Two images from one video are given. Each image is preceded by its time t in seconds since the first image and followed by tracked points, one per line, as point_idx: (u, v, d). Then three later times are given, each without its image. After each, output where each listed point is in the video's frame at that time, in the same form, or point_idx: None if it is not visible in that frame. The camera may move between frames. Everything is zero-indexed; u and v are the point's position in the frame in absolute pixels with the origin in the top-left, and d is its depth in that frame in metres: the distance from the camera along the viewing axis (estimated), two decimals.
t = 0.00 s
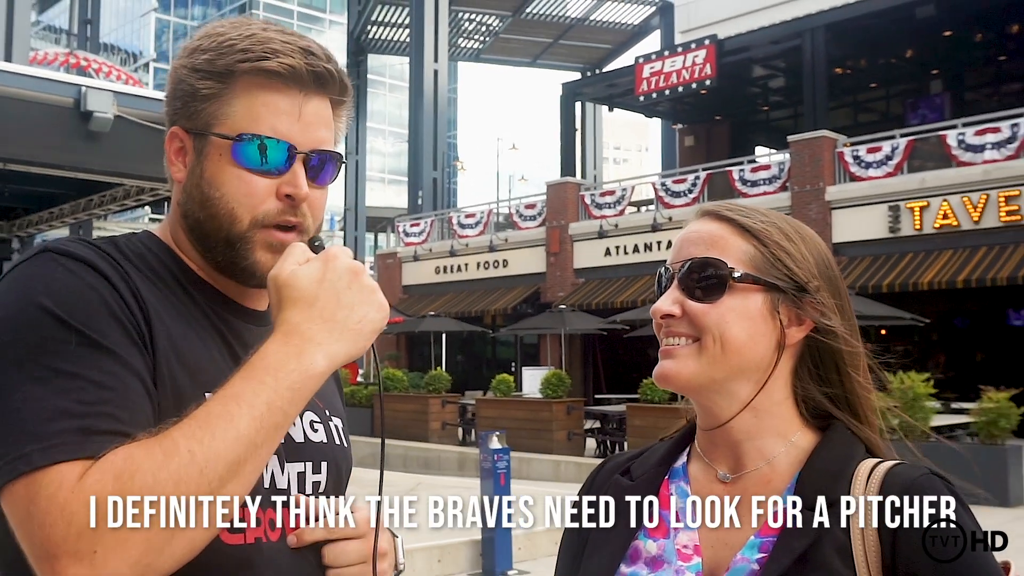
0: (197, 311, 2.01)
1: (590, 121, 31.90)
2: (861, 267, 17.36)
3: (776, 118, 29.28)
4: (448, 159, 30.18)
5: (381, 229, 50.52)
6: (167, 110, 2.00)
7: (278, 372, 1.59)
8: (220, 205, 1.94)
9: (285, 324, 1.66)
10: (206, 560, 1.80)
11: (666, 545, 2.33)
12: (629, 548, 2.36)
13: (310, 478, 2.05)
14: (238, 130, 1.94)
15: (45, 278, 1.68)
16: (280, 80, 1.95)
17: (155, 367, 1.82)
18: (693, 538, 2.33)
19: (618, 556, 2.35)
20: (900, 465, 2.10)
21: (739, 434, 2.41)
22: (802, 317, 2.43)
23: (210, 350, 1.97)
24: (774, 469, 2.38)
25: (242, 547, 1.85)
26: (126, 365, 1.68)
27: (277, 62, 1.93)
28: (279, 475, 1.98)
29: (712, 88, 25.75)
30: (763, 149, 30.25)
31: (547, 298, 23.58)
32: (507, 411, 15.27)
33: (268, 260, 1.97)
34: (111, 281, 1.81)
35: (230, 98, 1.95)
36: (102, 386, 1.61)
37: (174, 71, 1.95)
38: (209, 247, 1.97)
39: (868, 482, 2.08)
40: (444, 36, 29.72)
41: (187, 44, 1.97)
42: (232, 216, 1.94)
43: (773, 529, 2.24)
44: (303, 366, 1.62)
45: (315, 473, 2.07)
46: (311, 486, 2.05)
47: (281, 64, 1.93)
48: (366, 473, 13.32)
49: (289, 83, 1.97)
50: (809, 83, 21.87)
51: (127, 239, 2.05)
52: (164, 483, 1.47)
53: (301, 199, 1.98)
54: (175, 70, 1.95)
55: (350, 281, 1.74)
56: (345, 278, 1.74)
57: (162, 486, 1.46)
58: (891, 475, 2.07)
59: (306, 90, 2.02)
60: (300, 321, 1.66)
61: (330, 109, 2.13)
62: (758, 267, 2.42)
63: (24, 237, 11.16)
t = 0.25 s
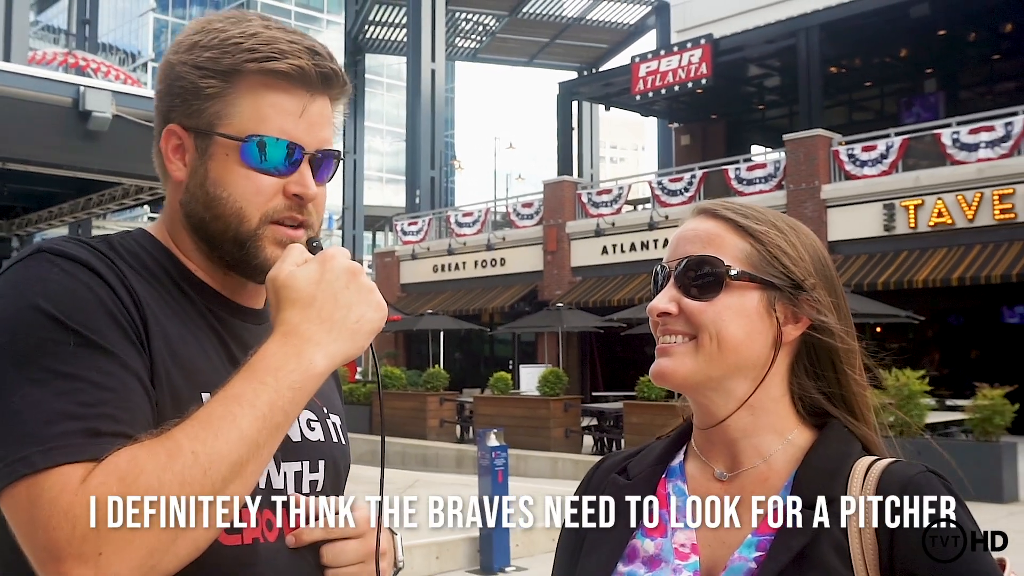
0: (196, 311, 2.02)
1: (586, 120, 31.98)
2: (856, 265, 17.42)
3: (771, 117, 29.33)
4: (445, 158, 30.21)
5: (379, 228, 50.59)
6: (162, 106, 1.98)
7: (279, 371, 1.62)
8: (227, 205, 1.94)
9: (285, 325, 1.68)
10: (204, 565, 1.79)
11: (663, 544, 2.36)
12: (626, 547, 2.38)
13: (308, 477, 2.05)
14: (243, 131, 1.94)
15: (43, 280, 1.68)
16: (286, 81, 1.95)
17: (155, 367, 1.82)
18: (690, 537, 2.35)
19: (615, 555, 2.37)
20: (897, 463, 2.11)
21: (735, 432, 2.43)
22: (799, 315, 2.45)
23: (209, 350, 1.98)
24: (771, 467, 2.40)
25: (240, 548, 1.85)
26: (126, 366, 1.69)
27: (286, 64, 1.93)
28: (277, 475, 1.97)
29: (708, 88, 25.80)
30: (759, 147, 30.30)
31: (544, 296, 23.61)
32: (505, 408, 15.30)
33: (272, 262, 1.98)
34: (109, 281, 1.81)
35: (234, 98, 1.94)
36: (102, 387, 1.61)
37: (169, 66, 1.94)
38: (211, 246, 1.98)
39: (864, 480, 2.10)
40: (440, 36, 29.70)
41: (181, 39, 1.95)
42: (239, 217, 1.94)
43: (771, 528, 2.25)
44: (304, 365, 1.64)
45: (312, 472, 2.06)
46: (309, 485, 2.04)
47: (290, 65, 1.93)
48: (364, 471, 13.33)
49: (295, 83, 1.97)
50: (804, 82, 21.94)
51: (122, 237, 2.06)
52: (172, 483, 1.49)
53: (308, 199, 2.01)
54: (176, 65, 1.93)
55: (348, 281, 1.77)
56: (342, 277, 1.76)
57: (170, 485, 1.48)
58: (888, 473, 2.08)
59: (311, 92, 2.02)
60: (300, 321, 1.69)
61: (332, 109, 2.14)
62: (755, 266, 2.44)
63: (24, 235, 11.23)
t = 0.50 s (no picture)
0: (197, 310, 2.03)
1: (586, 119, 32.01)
2: (856, 264, 17.43)
3: (770, 116, 29.35)
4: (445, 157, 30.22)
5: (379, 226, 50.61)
6: (157, 103, 1.97)
7: (287, 361, 1.63)
8: (231, 205, 1.94)
9: (289, 315, 1.69)
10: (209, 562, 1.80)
11: (664, 543, 2.37)
12: (627, 547, 2.39)
13: (308, 473, 2.06)
14: (248, 129, 1.94)
15: (49, 279, 1.69)
16: (288, 79, 1.96)
17: (159, 364, 1.83)
18: (691, 537, 2.36)
19: (617, 555, 2.38)
20: (897, 461, 2.12)
21: (735, 430, 2.44)
22: (798, 312, 2.46)
23: (211, 349, 1.98)
24: (772, 465, 2.40)
25: (242, 545, 1.85)
26: (132, 363, 1.70)
27: (289, 62, 1.94)
28: (278, 472, 1.98)
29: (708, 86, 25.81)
30: (759, 146, 30.33)
31: (544, 294, 23.59)
32: (505, 406, 15.31)
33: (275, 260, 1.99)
34: (113, 281, 1.81)
35: (235, 96, 1.94)
36: (110, 384, 1.62)
37: (164, 61, 1.93)
38: (213, 244, 1.98)
39: (865, 479, 2.10)
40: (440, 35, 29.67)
41: (180, 33, 1.95)
42: (245, 216, 1.95)
43: (771, 528, 2.26)
44: (311, 355, 1.66)
45: (312, 468, 2.07)
46: (309, 481, 2.06)
47: (293, 63, 1.94)
48: (364, 470, 13.34)
49: (298, 81, 1.98)
50: (804, 81, 21.96)
51: (121, 235, 2.06)
52: (185, 475, 1.50)
53: (311, 197, 2.02)
54: (172, 61, 1.92)
55: (348, 269, 1.77)
56: (344, 267, 1.77)
57: (182, 478, 1.49)
58: (888, 471, 2.09)
59: (312, 89, 2.03)
60: (306, 312, 1.70)
61: (331, 106, 2.14)
62: (754, 264, 2.45)
63: (25, 236, 11.29)
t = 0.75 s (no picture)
0: (201, 310, 2.02)
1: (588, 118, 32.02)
2: (858, 264, 17.41)
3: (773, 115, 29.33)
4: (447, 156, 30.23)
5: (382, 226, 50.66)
6: (161, 103, 1.97)
7: (296, 353, 1.63)
8: (236, 204, 1.94)
9: (298, 309, 1.70)
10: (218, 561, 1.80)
11: (667, 543, 2.36)
12: (629, 547, 2.39)
13: (313, 472, 2.06)
14: (253, 130, 1.94)
15: (57, 277, 1.69)
16: (294, 80, 1.96)
17: (165, 361, 1.84)
18: (693, 537, 2.36)
19: (620, 556, 2.37)
20: (900, 461, 2.11)
21: (738, 430, 2.43)
22: (801, 312, 2.45)
23: (215, 349, 1.99)
24: (775, 465, 2.40)
25: (249, 543, 1.84)
26: (141, 359, 1.70)
27: (295, 62, 1.94)
28: (283, 472, 1.98)
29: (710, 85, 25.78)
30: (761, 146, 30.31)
31: (546, 294, 23.56)
32: (508, 405, 15.31)
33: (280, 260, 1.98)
34: (119, 279, 1.81)
35: (240, 97, 1.94)
36: (121, 378, 1.62)
37: (169, 60, 1.93)
38: (218, 244, 1.98)
39: (868, 478, 2.10)
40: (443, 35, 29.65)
41: (184, 33, 1.95)
42: (250, 216, 1.94)
43: (773, 528, 2.26)
44: (321, 347, 1.66)
45: (317, 467, 2.07)
46: (314, 480, 2.06)
47: (299, 65, 1.94)
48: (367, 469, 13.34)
49: (302, 82, 1.98)
50: (806, 80, 21.94)
51: (124, 236, 2.06)
52: (201, 467, 1.50)
53: (314, 199, 2.02)
54: (179, 61, 1.92)
55: (354, 263, 1.79)
56: (350, 262, 1.78)
57: (197, 470, 1.50)
58: (892, 471, 2.08)
59: (316, 90, 2.03)
60: (314, 305, 1.70)
61: (334, 107, 2.14)
62: (756, 263, 2.44)
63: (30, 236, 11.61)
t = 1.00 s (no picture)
0: (207, 310, 2.02)
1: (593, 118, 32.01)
2: (863, 264, 17.37)
3: (777, 115, 29.29)
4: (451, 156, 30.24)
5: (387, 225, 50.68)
6: (171, 102, 1.96)
7: (311, 352, 1.64)
8: (247, 205, 1.94)
9: (310, 308, 1.70)
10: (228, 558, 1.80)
11: (670, 543, 2.36)
12: (633, 546, 2.38)
13: (320, 472, 2.06)
14: (265, 133, 1.94)
15: (68, 275, 1.69)
16: (307, 85, 1.97)
17: (176, 359, 1.84)
18: (696, 537, 2.35)
19: (623, 556, 2.37)
20: (904, 462, 2.11)
21: (742, 430, 2.43)
22: (804, 314, 2.45)
23: (222, 348, 1.99)
24: (778, 466, 2.40)
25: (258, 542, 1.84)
26: (156, 358, 1.70)
27: (308, 67, 1.95)
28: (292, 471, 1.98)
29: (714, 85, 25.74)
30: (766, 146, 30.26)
31: (550, 293, 23.55)
32: (512, 405, 15.30)
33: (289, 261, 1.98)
34: (128, 278, 1.81)
35: (252, 98, 1.94)
36: (134, 376, 1.62)
37: (180, 61, 1.93)
38: (226, 245, 1.98)
39: (870, 479, 2.09)
40: (447, 35, 29.63)
41: (197, 35, 1.94)
42: (260, 217, 1.95)
43: (775, 528, 2.25)
44: (335, 346, 1.67)
45: (325, 467, 2.08)
46: (322, 480, 2.06)
47: (312, 69, 1.95)
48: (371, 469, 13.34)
49: (315, 87, 1.98)
50: (811, 80, 21.90)
51: (129, 235, 2.05)
52: (219, 463, 1.51)
53: (323, 201, 2.02)
54: (190, 61, 1.92)
55: (366, 262, 1.79)
56: (361, 260, 1.79)
57: (217, 467, 1.50)
58: (894, 471, 2.08)
59: (327, 94, 2.04)
60: (326, 304, 1.71)
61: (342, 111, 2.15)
62: (761, 265, 2.44)
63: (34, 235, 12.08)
